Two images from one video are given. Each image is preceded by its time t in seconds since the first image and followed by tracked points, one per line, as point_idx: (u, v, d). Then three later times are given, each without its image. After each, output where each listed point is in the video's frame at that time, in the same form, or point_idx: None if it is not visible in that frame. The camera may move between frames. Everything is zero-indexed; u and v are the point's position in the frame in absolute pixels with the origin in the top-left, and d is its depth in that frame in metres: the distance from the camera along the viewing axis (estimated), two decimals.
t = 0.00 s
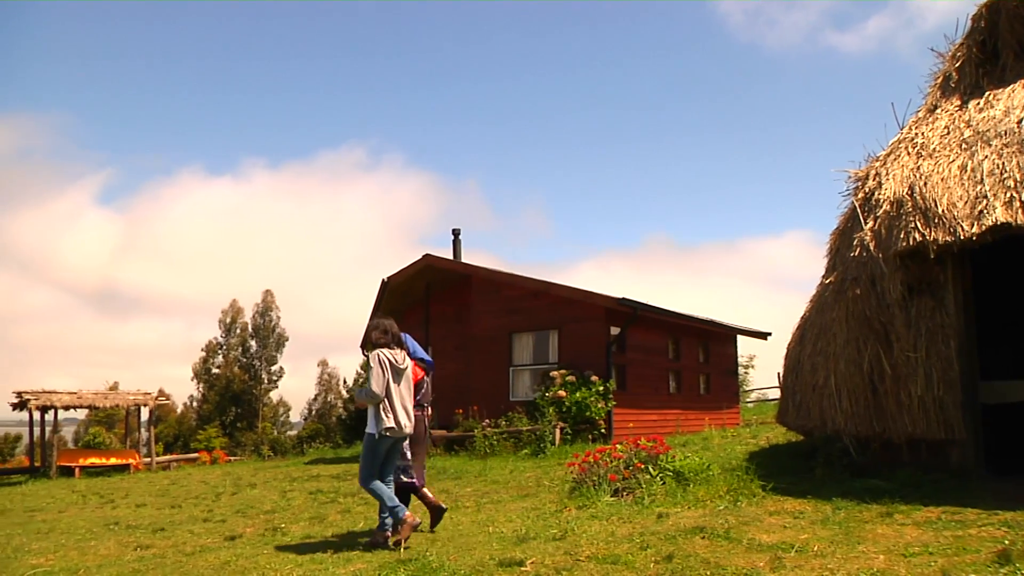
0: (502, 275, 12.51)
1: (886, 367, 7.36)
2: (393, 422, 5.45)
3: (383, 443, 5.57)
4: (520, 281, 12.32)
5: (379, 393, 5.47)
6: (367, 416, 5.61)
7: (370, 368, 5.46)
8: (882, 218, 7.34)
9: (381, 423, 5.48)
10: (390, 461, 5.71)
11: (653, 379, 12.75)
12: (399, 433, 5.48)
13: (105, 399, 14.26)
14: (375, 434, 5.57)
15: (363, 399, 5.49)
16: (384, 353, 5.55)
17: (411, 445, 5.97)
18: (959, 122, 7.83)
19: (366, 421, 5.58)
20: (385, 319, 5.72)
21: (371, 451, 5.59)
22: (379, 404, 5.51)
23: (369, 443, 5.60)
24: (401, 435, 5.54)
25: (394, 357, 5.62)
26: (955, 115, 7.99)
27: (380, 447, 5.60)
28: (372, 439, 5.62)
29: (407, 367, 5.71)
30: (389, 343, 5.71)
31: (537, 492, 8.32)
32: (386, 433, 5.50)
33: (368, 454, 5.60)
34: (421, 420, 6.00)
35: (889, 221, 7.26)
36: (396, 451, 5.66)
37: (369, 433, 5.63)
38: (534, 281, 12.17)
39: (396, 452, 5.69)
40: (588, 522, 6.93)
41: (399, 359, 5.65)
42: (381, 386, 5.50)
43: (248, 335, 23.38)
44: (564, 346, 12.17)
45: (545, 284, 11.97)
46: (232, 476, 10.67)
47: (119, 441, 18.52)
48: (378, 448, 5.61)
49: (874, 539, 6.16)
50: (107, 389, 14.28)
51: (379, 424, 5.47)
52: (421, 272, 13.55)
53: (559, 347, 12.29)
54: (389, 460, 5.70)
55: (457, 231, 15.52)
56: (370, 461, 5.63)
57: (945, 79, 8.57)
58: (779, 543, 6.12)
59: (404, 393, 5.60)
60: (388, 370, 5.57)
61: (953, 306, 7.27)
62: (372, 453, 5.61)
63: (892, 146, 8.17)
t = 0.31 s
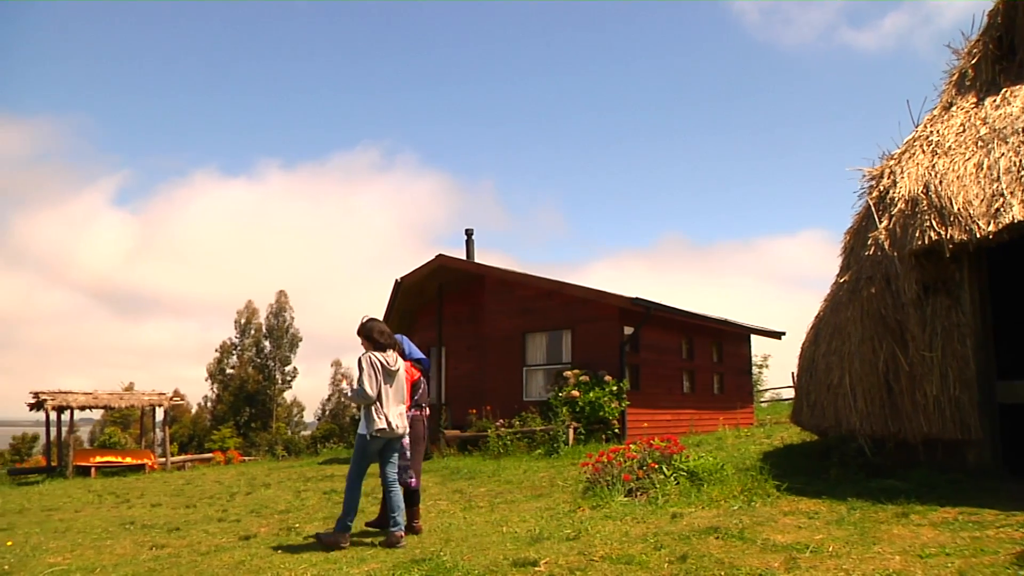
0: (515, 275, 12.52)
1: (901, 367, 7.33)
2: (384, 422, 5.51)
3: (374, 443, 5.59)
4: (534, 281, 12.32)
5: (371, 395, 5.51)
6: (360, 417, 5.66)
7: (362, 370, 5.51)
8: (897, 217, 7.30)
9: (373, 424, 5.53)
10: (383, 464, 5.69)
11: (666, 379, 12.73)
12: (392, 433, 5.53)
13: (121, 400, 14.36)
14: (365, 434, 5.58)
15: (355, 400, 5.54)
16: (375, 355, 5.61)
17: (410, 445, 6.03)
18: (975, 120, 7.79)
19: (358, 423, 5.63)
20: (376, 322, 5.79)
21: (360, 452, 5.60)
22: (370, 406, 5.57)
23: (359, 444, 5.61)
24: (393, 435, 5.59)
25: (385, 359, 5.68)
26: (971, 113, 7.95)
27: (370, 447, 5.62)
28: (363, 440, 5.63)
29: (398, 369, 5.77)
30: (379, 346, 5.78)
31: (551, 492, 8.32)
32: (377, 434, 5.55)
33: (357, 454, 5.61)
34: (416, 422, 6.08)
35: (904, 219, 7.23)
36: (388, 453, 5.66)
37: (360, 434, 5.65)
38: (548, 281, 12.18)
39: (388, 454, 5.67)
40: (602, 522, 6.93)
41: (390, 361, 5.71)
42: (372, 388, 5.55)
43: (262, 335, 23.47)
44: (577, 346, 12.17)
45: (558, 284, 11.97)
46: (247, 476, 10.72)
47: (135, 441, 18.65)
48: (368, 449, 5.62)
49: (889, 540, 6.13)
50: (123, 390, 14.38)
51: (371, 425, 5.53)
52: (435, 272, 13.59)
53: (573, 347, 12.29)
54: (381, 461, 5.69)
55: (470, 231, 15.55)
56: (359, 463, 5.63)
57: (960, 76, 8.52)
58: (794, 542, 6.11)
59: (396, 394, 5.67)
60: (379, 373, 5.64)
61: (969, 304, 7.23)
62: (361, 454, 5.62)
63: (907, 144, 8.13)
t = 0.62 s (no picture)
0: (528, 275, 12.53)
1: (917, 367, 7.29)
2: (363, 425, 5.53)
3: (357, 447, 5.61)
4: (547, 281, 12.32)
5: (350, 399, 5.52)
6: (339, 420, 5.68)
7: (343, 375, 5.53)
8: (912, 215, 7.26)
9: (351, 427, 5.54)
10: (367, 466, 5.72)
11: (681, 379, 12.71)
12: (371, 436, 5.56)
13: (137, 400, 14.45)
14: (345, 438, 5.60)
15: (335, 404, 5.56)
16: (357, 360, 5.62)
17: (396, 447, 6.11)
18: (992, 117, 7.74)
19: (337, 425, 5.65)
20: (360, 327, 5.80)
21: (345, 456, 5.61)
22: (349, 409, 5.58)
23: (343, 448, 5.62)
24: (372, 438, 5.62)
25: (367, 364, 5.70)
26: (987, 110, 7.90)
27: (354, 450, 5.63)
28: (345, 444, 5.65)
29: (380, 373, 5.79)
30: (361, 351, 5.79)
31: (565, 492, 8.32)
32: (355, 437, 5.57)
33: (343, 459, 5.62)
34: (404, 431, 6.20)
35: (920, 218, 7.19)
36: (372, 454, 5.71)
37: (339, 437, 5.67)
38: (561, 281, 12.18)
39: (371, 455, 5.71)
40: (616, 522, 6.92)
41: (372, 365, 5.72)
42: (352, 392, 5.56)
43: (276, 335, 23.58)
44: (591, 346, 12.17)
45: (572, 284, 11.96)
46: (262, 476, 10.77)
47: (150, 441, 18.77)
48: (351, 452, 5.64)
49: (905, 540, 6.10)
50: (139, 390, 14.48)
51: (349, 428, 5.54)
52: (448, 272, 13.61)
53: (586, 347, 12.28)
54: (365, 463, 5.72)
55: (483, 231, 15.56)
56: (346, 467, 5.65)
57: (977, 73, 8.47)
58: (809, 542, 6.09)
59: (377, 398, 5.68)
60: (360, 377, 5.64)
61: (986, 303, 7.18)
62: (347, 457, 5.64)
63: (923, 142, 8.09)
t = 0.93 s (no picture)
0: (539, 275, 12.54)
1: (931, 366, 7.25)
2: (357, 424, 5.58)
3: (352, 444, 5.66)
4: (559, 281, 12.32)
5: (343, 398, 5.58)
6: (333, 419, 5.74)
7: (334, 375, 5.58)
8: (925, 214, 7.21)
9: (345, 426, 5.60)
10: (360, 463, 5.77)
11: (692, 379, 12.69)
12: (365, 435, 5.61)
13: (149, 401, 14.53)
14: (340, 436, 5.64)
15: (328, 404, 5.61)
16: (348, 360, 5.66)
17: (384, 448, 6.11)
18: (1005, 115, 7.69)
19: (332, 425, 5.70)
20: (352, 327, 5.83)
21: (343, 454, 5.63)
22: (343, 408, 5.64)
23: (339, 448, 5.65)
24: (367, 436, 5.68)
25: (359, 363, 5.73)
26: (1001, 107, 7.85)
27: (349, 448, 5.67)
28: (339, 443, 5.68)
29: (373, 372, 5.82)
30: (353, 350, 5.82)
31: (576, 492, 8.32)
32: (350, 436, 5.61)
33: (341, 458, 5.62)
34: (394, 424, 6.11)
35: (933, 216, 7.14)
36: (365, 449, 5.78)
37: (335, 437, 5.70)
38: (572, 281, 12.18)
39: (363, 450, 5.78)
40: (628, 522, 6.92)
41: (364, 365, 5.76)
42: (345, 391, 5.61)
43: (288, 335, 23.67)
44: (602, 346, 12.16)
45: (583, 284, 11.96)
46: (274, 476, 10.81)
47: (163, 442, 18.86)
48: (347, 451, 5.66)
49: (919, 541, 6.07)
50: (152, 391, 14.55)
51: (343, 427, 5.60)
52: (459, 272, 13.62)
53: (598, 347, 12.27)
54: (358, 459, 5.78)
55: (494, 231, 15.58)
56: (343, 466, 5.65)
57: (990, 70, 8.42)
58: (822, 543, 6.08)
59: (369, 398, 5.73)
60: (353, 377, 5.69)
61: (999, 302, 7.15)
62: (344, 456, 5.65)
63: (935, 140, 8.04)
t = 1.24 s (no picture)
0: (551, 275, 12.54)
1: (945, 366, 7.23)
2: (354, 428, 5.63)
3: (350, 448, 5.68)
4: (571, 281, 12.32)
5: (341, 402, 5.61)
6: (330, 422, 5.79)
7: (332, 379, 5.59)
8: (939, 212, 7.13)
9: (342, 430, 5.64)
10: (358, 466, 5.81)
11: (705, 378, 12.67)
12: (362, 439, 5.66)
13: (163, 401, 14.61)
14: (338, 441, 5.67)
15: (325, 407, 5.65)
16: (346, 365, 5.67)
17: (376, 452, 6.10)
18: (1021, 112, 7.64)
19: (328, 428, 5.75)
20: (350, 332, 5.83)
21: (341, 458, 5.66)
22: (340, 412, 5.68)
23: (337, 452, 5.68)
24: (364, 440, 5.73)
25: (356, 368, 5.76)
26: (1016, 105, 7.80)
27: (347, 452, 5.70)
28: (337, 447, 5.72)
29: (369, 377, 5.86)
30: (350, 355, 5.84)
31: (588, 492, 8.32)
32: (349, 440, 5.66)
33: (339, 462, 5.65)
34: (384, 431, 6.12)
35: (947, 214, 7.06)
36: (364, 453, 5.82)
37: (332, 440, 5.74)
38: (584, 281, 12.17)
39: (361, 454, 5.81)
40: (641, 522, 6.91)
41: (361, 370, 5.79)
42: (342, 396, 5.64)
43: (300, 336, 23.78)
44: (614, 347, 12.16)
45: (595, 284, 11.95)
46: (287, 476, 10.85)
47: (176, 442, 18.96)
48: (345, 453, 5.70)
49: (934, 542, 6.05)
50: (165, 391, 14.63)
51: (340, 431, 5.64)
52: (471, 273, 13.63)
53: (610, 347, 12.26)
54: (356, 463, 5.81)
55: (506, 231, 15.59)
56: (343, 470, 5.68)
57: (1006, 67, 8.37)
58: (835, 543, 6.07)
59: (365, 403, 5.77)
60: (350, 381, 5.72)
61: (1015, 301, 7.10)
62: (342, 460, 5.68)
63: (949, 137, 7.99)
